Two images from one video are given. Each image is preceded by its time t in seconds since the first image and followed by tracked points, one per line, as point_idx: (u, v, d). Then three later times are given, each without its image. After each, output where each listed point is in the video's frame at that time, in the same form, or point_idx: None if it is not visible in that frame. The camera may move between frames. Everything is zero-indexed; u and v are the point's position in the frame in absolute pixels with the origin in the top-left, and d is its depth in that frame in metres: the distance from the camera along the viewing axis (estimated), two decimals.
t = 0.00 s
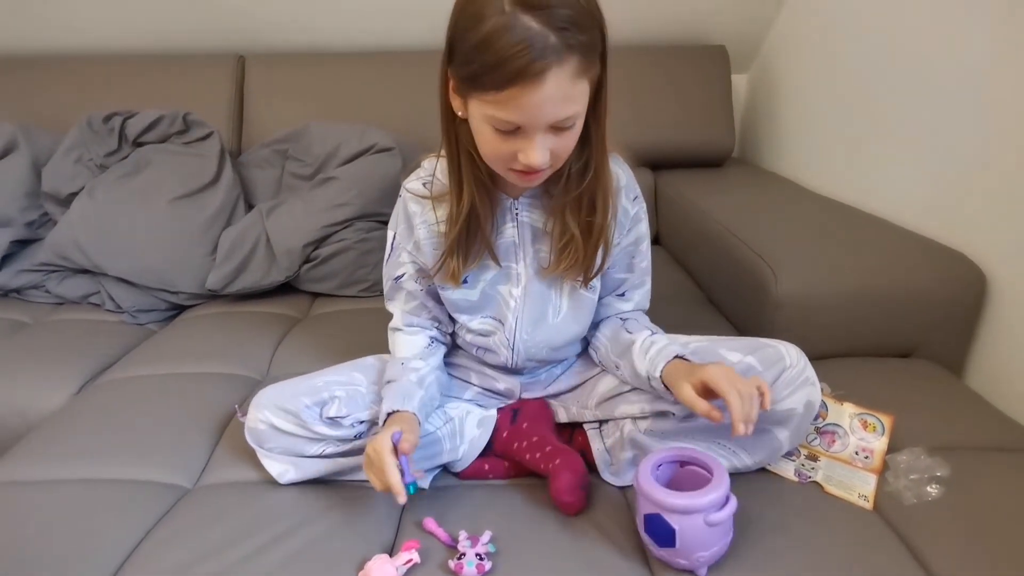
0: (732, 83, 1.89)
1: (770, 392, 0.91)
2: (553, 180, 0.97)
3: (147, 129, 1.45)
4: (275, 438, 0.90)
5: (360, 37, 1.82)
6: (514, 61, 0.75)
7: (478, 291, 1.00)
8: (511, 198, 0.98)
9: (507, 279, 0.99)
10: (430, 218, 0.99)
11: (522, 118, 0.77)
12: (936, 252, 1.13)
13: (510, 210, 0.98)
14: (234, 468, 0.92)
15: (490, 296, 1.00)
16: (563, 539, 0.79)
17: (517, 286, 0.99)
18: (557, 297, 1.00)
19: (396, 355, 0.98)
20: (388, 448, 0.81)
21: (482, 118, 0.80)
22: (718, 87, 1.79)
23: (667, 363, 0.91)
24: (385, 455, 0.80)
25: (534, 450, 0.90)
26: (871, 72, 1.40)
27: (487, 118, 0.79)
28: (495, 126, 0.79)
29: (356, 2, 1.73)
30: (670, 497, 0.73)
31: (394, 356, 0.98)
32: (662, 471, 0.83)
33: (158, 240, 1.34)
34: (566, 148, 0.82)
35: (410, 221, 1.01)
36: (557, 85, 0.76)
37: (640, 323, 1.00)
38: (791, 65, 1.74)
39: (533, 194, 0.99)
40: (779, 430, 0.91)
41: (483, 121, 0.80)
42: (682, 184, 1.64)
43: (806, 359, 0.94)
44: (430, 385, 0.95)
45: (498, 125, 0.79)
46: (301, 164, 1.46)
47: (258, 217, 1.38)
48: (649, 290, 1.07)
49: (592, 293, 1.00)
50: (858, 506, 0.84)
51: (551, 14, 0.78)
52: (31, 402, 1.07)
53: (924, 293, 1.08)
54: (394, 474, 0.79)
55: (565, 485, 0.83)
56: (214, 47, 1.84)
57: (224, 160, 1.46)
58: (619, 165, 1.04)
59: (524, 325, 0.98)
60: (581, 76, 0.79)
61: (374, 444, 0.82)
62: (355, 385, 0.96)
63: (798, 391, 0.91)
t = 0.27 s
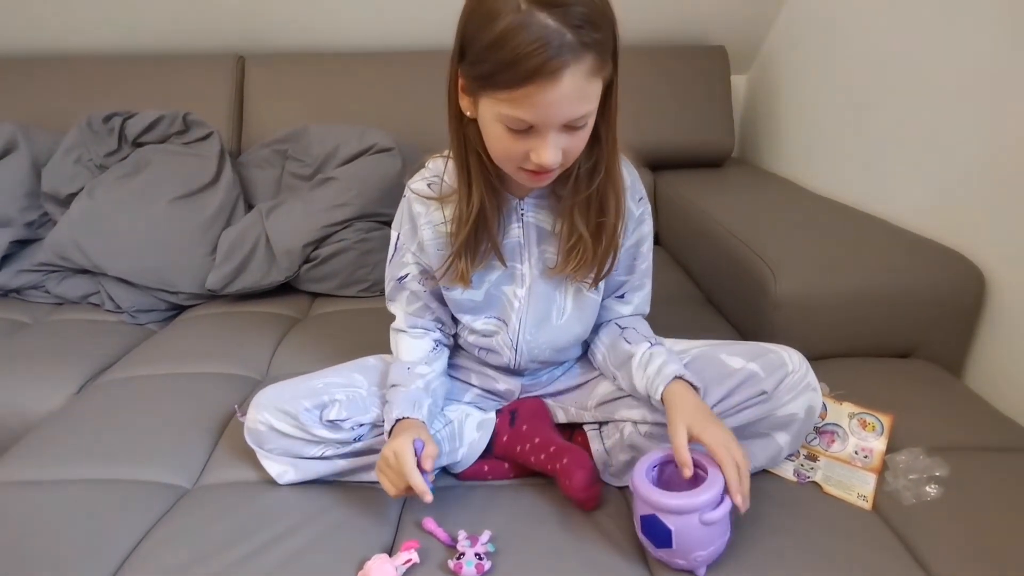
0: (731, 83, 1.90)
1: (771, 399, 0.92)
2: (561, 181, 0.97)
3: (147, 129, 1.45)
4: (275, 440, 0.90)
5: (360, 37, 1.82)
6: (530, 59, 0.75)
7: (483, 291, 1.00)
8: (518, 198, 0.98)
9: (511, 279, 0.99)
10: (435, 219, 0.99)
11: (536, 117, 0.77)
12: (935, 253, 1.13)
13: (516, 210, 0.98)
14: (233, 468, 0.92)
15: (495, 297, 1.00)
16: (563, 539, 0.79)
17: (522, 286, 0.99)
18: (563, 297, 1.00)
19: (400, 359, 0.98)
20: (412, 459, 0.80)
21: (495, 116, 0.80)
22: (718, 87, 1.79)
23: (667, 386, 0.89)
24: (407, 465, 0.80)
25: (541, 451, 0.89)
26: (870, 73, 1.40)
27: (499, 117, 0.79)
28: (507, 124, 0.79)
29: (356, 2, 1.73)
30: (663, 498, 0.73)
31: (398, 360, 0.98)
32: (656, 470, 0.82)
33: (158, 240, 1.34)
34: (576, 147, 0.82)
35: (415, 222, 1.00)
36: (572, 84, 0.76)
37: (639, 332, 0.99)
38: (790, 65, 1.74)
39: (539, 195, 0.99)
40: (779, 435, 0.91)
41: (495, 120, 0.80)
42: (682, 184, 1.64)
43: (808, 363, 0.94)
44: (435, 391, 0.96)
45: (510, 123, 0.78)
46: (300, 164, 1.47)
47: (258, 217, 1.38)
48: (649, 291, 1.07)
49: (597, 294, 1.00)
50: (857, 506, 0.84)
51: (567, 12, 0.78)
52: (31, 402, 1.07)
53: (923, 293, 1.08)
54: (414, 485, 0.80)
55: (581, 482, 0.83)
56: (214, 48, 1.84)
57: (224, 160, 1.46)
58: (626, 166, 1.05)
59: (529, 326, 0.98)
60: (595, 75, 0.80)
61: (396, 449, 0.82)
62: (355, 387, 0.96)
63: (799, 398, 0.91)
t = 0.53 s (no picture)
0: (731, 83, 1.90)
1: (772, 400, 0.92)
2: (563, 181, 0.97)
3: (147, 129, 1.45)
4: (276, 440, 0.90)
5: (360, 37, 1.82)
6: (536, 59, 0.75)
7: (484, 291, 1.00)
8: (519, 198, 0.98)
9: (512, 278, 0.99)
10: (436, 219, 0.99)
11: (539, 117, 0.77)
12: (935, 253, 1.13)
13: (518, 209, 0.98)
14: (234, 468, 0.92)
15: (496, 296, 1.00)
16: (563, 539, 0.79)
17: (523, 285, 0.99)
18: (564, 297, 1.00)
19: (403, 359, 0.97)
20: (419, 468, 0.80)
21: (498, 116, 0.80)
22: (717, 87, 1.79)
23: (673, 407, 0.88)
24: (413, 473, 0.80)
25: (540, 452, 0.89)
26: (870, 73, 1.40)
27: (502, 116, 0.79)
28: (511, 123, 0.79)
29: (356, 2, 1.73)
30: (660, 500, 0.73)
31: (400, 360, 0.98)
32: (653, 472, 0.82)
33: (158, 240, 1.34)
34: (579, 148, 0.82)
35: (416, 221, 1.00)
36: (577, 84, 0.76)
37: (641, 340, 0.98)
38: (790, 65, 1.74)
39: (541, 194, 0.99)
40: (780, 436, 0.91)
41: (498, 119, 0.80)
42: (682, 184, 1.64)
43: (808, 364, 0.94)
44: (436, 393, 0.96)
45: (514, 122, 0.78)
46: (300, 164, 1.47)
47: (258, 217, 1.38)
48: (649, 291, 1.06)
49: (598, 294, 1.00)
50: (857, 506, 0.84)
51: (572, 12, 0.78)
52: (31, 402, 1.07)
53: (923, 293, 1.08)
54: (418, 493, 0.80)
55: (594, 466, 0.84)
56: (214, 48, 1.84)
57: (224, 161, 1.46)
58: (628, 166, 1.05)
59: (530, 326, 0.98)
60: (600, 76, 0.80)
61: (401, 456, 0.82)
62: (355, 388, 0.96)
63: (800, 399, 0.91)
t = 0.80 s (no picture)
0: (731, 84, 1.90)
1: (771, 399, 0.92)
2: (561, 181, 0.97)
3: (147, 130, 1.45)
4: (276, 441, 0.90)
5: (360, 37, 1.83)
6: (534, 59, 0.75)
7: (484, 291, 1.00)
8: (518, 198, 0.98)
9: (512, 279, 0.99)
10: (435, 220, 0.99)
11: (538, 117, 0.77)
12: (935, 253, 1.13)
13: (517, 210, 0.98)
14: (234, 468, 0.92)
15: (495, 296, 1.00)
16: (563, 539, 0.79)
17: (523, 286, 0.99)
18: (564, 297, 1.00)
19: (403, 360, 0.98)
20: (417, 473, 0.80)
21: (497, 117, 0.80)
22: (717, 87, 1.79)
23: (671, 405, 0.88)
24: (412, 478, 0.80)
25: (543, 454, 0.88)
26: (870, 74, 1.41)
27: (501, 117, 0.79)
28: (510, 124, 0.79)
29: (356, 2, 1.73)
30: (661, 501, 0.73)
31: (401, 360, 0.98)
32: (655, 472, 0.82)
33: (158, 240, 1.34)
34: (578, 149, 0.82)
35: (415, 222, 1.00)
36: (575, 84, 0.76)
37: (640, 341, 0.97)
38: (790, 66, 1.74)
39: (540, 194, 0.99)
40: (780, 436, 0.91)
41: (497, 120, 0.80)
42: (681, 185, 1.64)
43: (808, 364, 0.94)
44: (436, 393, 0.96)
45: (513, 123, 0.78)
46: (301, 164, 1.47)
47: (258, 218, 1.38)
48: (648, 291, 1.06)
49: (597, 294, 1.00)
50: (857, 507, 0.84)
51: (570, 13, 0.78)
52: (30, 402, 1.07)
53: (923, 294, 1.08)
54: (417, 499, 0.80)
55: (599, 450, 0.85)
56: (214, 48, 1.84)
57: (224, 161, 1.46)
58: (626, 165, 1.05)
59: (529, 326, 0.98)
60: (598, 76, 0.80)
61: (401, 460, 0.81)
62: (356, 388, 0.96)
63: (800, 398, 0.91)
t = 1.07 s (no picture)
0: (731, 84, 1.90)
1: (771, 399, 0.92)
2: (563, 181, 0.97)
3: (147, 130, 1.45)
4: (276, 441, 0.90)
5: (360, 37, 1.83)
6: (536, 57, 0.75)
7: (485, 291, 1.00)
8: (520, 198, 0.98)
9: (513, 279, 0.99)
10: (438, 219, 0.99)
11: (540, 116, 0.77)
12: (935, 253, 1.13)
13: (518, 210, 0.98)
14: (234, 468, 0.92)
15: (496, 296, 1.00)
16: (563, 539, 0.80)
17: (524, 286, 0.99)
18: (565, 297, 1.00)
19: (404, 359, 0.98)
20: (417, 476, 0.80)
21: (499, 115, 0.80)
22: (717, 87, 1.79)
23: (666, 402, 0.88)
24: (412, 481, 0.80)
25: (544, 454, 0.88)
26: (870, 74, 1.41)
27: (503, 115, 0.79)
28: (512, 122, 0.79)
29: (356, 2, 1.73)
30: (657, 498, 0.73)
31: (401, 360, 0.98)
32: (654, 471, 0.82)
33: (158, 240, 1.34)
34: (579, 148, 0.82)
35: (417, 222, 1.01)
36: (577, 83, 0.76)
37: (639, 340, 0.98)
38: (790, 66, 1.74)
39: (541, 194, 0.99)
40: (779, 435, 0.91)
41: (499, 118, 0.80)
42: (681, 185, 1.64)
43: (808, 364, 0.94)
44: (436, 392, 0.96)
45: (515, 122, 0.79)
46: (301, 164, 1.47)
47: (258, 218, 1.38)
48: (648, 291, 1.06)
49: (598, 295, 1.00)
50: (857, 507, 0.84)
51: (572, 12, 0.79)
52: (30, 402, 1.07)
53: (923, 294, 1.08)
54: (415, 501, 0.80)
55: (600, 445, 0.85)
56: (213, 48, 1.84)
57: (224, 161, 1.46)
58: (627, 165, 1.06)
59: (530, 326, 0.98)
60: (600, 76, 0.80)
61: (400, 462, 0.81)
62: (356, 388, 0.96)
63: (800, 398, 0.91)
